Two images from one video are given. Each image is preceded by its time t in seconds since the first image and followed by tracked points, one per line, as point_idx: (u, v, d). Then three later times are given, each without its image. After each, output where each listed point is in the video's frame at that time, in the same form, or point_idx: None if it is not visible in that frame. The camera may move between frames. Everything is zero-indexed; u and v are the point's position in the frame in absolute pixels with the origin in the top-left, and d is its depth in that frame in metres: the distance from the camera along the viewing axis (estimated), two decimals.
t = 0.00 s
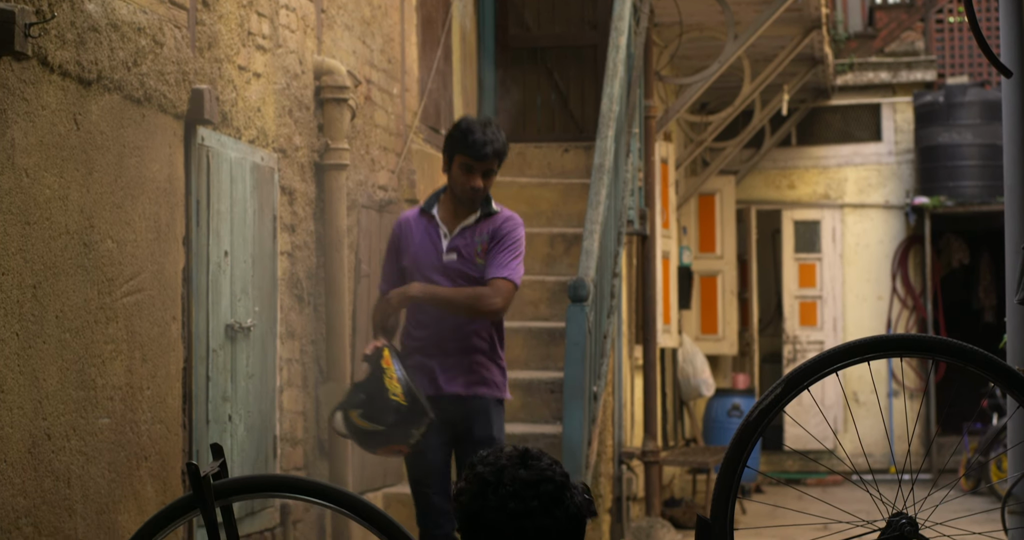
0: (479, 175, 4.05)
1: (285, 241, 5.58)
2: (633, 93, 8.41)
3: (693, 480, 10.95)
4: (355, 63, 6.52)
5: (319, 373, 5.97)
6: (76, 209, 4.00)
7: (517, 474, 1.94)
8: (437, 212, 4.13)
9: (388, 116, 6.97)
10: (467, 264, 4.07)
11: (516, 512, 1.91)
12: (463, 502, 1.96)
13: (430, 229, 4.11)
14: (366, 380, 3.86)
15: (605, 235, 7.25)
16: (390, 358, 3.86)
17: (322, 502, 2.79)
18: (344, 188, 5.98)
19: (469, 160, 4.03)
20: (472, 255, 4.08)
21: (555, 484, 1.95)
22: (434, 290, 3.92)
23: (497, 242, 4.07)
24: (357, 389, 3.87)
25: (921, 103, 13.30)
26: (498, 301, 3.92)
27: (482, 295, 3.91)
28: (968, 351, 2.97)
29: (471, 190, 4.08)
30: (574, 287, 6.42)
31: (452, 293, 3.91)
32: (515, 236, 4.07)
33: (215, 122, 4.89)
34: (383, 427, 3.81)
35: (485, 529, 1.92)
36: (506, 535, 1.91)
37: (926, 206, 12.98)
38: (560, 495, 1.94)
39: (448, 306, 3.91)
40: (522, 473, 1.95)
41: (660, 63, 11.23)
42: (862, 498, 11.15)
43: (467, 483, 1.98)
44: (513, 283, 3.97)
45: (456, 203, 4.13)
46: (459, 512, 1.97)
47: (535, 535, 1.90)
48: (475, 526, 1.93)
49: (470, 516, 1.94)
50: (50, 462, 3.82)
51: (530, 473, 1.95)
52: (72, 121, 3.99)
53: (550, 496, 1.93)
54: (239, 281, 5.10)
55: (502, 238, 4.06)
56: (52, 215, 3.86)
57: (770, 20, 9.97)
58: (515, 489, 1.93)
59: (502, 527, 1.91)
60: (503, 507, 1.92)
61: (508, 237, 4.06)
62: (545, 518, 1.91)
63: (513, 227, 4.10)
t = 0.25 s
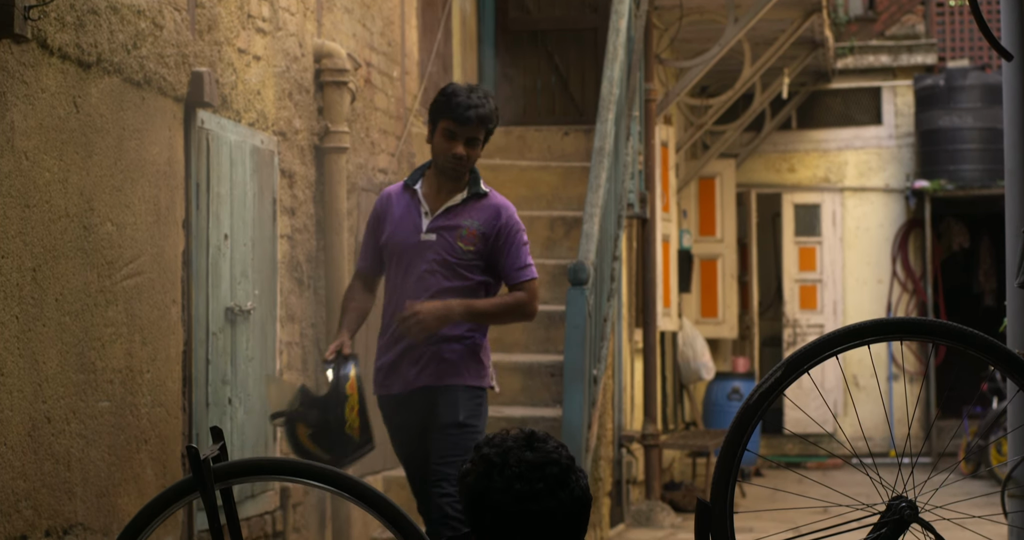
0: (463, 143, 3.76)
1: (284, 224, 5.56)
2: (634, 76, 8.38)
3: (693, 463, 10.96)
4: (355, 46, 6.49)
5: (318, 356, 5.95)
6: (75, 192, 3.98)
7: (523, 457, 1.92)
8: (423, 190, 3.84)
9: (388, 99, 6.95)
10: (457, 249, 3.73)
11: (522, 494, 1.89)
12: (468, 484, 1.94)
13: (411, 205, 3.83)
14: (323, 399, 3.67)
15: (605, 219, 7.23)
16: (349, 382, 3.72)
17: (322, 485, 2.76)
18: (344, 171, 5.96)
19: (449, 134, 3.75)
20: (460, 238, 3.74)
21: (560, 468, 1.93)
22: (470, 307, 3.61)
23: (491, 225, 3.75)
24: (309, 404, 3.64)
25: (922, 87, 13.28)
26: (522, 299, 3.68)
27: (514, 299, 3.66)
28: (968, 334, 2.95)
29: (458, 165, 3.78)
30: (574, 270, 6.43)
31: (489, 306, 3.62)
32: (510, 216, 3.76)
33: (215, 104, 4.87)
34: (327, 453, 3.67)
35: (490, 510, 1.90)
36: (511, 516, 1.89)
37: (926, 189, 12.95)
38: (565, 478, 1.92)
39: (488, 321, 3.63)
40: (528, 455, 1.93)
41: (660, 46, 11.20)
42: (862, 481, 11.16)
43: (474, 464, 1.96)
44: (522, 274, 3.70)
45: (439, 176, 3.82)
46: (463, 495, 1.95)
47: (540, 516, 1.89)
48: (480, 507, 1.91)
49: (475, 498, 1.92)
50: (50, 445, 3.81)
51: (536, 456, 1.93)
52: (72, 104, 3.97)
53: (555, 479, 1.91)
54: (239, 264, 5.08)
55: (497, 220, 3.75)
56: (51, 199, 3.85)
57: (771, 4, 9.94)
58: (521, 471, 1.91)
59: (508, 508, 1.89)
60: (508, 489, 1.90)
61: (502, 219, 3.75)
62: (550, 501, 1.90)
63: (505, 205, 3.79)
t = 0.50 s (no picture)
0: (422, 96, 3.41)
1: (284, 208, 5.54)
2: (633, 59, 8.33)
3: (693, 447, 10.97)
4: (355, 29, 6.46)
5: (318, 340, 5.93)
6: (75, 176, 3.96)
7: (529, 439, 1.91)
8: (397, 151, 3.50)
9: (388, 83, 6.92)
10: (427, 215, 3.40)
11: (527, 476, 1.88)
12: (473, 466, 1.92)
13: (384, 166, 3.49)
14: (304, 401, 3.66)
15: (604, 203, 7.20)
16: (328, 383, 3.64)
17: (324, 468, 2.74)
18: (344, 155, 5.94)
19: (423, 88, 3.40)
20: (430, 202, 3.40)
21: (565, 451, 1.92)
22: (430, 290, 3.31)
23: (465, 191, 3.40)
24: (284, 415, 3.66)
25: (923, 71, 13.24)
26: (487, 274, 3.33)
27: (478, 275, 3.32)
28: (968, 318, 2.93)
29: (434, 123, 3.45)
30: (574, 254, 6.42)
31: (450, 287, 3.32)
32: (488, 181, 3.41)
33: (214, 88, 4.84)
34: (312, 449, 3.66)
35: (496, 492, 1.89)
36: (516, 498, 1.87)
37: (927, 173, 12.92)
38: (570, 462, 1.91)
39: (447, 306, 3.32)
40: (533, 438, 1.91)
41: (661, 30, 11.15)
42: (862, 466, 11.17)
43: (478, 447, 1.94)
44: (494, 247, 3.34)
45: (414, 132, 3.47)
46: (468, 477, 1.94)
47: (544, 499, 1.87)
48: (485, 489, 1.90)
49: (480, 479, 1.91)
50: (50, 428, 3.80)
51: (541, 439, 1.91)
52: (71, 88, 3.94)
53: (560, 463, 1.90)
54: (239, 248, 5.06)
55: (474, 184, 3.40)
56: (51, 182, 3.83)
57: None
58: (526, 454, 1.90)
59: (513, 491, 1.88)
60: (513, 472, 1.88)
61: (480, 182, 3.40)
62: (555, 484, 1.88)
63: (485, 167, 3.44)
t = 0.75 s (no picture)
0: (347, 66, 3.28)
1: (284, 192, 5.52)
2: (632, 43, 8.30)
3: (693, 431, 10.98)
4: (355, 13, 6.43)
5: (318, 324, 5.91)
6: (75, 159, 3.94)
7: (530, 423, 1.90)
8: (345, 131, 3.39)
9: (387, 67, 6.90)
10: (370, 190, 3.28)
11: (529, 461, 1.87)
12: (474, 450, 1.91)
13: (332, 148, 3.40)
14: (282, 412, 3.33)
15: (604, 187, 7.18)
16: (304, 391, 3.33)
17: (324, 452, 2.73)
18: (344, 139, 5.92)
19: (350, 59, 3.27)
20: (375, 177, 3.28)
21: (567, 435, 1.91)
22: (364, 267, 3.18)
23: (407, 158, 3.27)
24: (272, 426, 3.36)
25: (924, 55, 13.21)
26: (429, 243, 3.20)
27: (417, 245, 3.19)
28: (968, 303, 2.91)
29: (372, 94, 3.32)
30: (574, 238, 6.41)
31: (386, 263, 3.18)
32: (430, 145, 3.27)
33: (214, 72, 4.82)
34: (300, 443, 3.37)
35: (496, 477, 1.87)
36: (518, 482, 1.86)
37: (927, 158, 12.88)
38: (571, 446, 1.89)
39: (383, 283, 3.18)
40: (535, 422, 1.90)
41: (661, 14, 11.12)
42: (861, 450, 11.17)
43: (479, 430, 1.93)
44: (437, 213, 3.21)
45: (357, 108, 3.35)
46: (469, 460, 1.92)
47: (545, 484, 1.86)
48: (486, 473, 1.89)
49: (481, 463, 1.89)
50: (49, 413, 3.79)
51: (542, 422, 1.90)
52: (71, 71, 3.92)
53: (561, 447, 1.89)
54: (239, 232, 5.04)
55: (415, 151, 3.27)
56: (51, 166, 3.81)
57: None
58: (527, 438, 1.88)
59: (515, 475, 1.86)
60: (514, 456, 1.87)
61: (420, 149, 3.27)
62: (556, 468, 1.87)
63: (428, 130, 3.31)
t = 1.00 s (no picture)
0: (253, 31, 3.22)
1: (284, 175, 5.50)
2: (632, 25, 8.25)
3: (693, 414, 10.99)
4: None
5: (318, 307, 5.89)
6: (75, 142, 3.93)
7: (529, 407, 1.89)
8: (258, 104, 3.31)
9: (388, 50, 6.87)
10: (287, 160, 3.16)
11: (527, 444, 1.86)
12: (473, 434, 1.91)
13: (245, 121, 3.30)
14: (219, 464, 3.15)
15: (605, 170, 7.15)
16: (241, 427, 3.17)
17: (324, 436, 2.72)
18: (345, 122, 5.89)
19: (240, 26, 3.21)
20: (284, 142, 3.16)
21: (566, 419, 1.90)
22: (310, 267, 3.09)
23: (322, 124, 3.16)
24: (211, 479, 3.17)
25: (925, 38, 13.15)
26: (365, 218, 3.13)
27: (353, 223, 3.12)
28: (969, 286, 2.89)
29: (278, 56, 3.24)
30: (574, 221, 6.39)
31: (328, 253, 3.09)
32: (345, 108, 3.17)
33: (214, 54, 4.79)
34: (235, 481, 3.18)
35: (496, 461, 1.87)
36: (516, 465, 1.85)
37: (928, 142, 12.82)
38: (570, 429, 1.89)
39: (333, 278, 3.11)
40: (534, 405, 1.90)
41: None
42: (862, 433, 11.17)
43: (478, 414, 1.92)
44: (365, 183, 3.14)
45: (267, 77, 3.27)
46: (468, 446, 1.92)
47: (544, 467, 1.85)
48: (485, 457, 1.88)
49: (480, 447, 1.89)
50: (49, 396, 3.79)
51: (541, 406, 1.90)
52: (70, 53, 3.90)
53: (560, 430, 1.88)
54: (239, 215, 5.03)
55: (328, 114, 3.16)
56: (51, 149, 3.79)
57: None
58: (526, 421, 1.88)
59: (513, 459, 1.85)
60: (513, 439, 1.87)
61: (334, 112, 3.16)
62: (555, 451, 1.86)
63: (341, 90, 3.20)
